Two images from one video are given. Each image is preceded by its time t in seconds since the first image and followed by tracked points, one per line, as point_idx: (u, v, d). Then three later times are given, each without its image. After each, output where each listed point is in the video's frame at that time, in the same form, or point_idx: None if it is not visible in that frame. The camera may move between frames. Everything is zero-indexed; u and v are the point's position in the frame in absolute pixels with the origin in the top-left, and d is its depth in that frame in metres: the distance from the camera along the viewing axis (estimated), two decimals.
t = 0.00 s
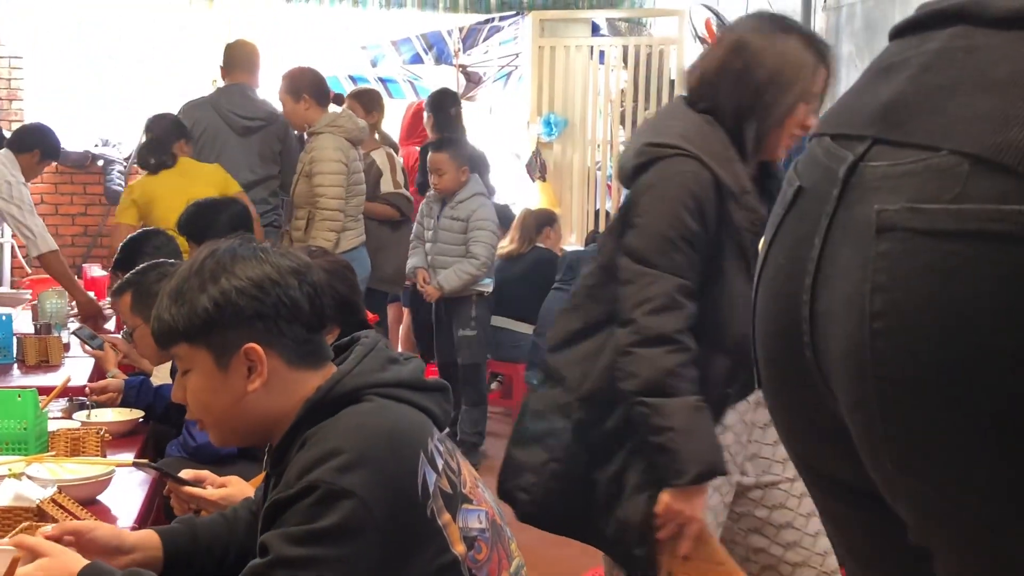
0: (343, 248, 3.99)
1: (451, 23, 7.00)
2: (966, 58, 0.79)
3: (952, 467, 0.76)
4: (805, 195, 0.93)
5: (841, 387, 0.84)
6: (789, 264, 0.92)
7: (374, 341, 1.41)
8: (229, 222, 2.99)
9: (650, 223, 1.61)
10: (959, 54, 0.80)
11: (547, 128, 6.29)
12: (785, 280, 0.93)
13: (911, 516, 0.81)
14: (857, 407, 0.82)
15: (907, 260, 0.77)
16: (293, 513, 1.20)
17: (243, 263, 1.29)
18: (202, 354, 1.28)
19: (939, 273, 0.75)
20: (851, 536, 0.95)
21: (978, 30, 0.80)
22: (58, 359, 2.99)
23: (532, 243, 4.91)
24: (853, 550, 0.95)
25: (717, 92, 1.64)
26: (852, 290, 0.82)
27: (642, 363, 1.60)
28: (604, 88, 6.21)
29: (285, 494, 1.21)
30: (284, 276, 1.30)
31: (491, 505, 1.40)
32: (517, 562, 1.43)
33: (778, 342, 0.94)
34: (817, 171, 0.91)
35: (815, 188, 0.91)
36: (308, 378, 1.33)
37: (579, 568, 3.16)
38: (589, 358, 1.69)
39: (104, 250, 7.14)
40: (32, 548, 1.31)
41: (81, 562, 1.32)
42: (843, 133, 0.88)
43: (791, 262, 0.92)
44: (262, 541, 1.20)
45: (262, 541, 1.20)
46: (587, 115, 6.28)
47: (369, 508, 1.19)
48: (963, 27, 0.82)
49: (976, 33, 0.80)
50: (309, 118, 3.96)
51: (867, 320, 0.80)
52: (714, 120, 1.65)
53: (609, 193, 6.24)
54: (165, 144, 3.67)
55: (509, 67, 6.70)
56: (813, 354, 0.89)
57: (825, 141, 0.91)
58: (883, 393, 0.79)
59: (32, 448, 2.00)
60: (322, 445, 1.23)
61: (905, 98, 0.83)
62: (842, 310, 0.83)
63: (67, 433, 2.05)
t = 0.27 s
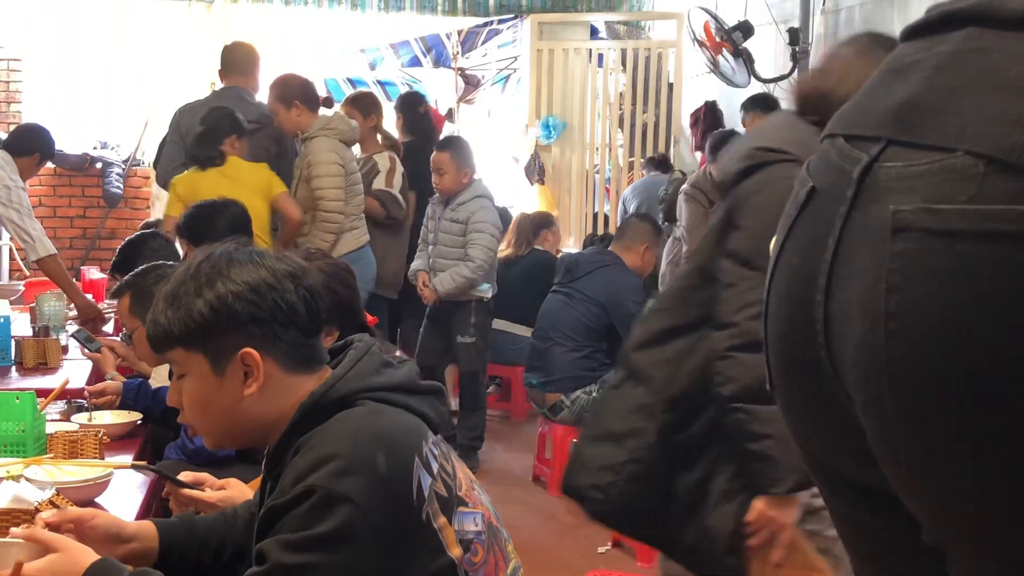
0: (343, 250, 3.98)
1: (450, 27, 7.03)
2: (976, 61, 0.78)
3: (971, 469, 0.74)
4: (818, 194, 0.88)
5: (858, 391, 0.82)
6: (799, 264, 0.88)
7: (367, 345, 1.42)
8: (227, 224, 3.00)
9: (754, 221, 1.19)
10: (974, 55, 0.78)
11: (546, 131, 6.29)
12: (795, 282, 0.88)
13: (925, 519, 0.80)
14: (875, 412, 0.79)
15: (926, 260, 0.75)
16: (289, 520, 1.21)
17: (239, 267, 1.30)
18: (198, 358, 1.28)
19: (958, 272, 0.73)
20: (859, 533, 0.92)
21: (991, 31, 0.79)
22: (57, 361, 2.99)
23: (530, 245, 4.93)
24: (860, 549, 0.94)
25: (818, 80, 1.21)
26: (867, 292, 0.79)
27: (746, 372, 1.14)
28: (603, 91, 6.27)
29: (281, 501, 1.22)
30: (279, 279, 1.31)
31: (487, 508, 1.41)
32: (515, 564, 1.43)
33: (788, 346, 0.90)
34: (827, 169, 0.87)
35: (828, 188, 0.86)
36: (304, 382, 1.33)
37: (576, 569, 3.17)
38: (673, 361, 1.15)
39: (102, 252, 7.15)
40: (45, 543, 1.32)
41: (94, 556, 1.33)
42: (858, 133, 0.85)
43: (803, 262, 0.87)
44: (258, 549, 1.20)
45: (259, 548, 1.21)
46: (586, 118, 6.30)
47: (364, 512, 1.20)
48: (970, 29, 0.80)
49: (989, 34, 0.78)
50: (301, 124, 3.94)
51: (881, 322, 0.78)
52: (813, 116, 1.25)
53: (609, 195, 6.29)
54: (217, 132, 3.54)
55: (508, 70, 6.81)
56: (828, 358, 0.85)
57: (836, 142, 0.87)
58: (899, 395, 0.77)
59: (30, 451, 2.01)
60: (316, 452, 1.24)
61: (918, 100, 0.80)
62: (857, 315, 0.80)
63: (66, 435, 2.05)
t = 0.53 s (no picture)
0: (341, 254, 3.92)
1: (450, 28, 7.05)
2: (995, 62, 0.68)
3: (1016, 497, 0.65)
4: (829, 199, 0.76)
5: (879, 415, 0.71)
6: (811, 278, 0.76)
7: (354, 348, 1.43)
8: (227, 225, 3.00)
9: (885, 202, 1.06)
10: (988, 59, 0.69)
11: (545, 131, 6.30)
12: (805, 298, 0.77)
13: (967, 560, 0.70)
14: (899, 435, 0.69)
15: (951, 269, 0.66)
16: (282, 529, 1.20)
17: (229, 272, 1.31)
18: (187, 362, 1.29)
19: (990, 282, 0.64)
20: None
21: (1010, 32, 0.69)
22: (55, 362, 3.00)
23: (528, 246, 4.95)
24: None
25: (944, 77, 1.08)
26: (883, 302, 0.69)
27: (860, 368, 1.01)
28: (603, 92, 6.28)
29: (272, 510, 1.21)
30: (270, 283, 1.32)
31: (479, 507, 1.42)
32: (508, 561, 1.45)
33: (801, 368, 0.79)
34: (837, 171, 0.76)
35: (841, 196, 0.75)
36: (294, 385, 1.35)
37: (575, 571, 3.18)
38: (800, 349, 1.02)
39: (101, 252, 7.17)
40: (65, 536, 1.33)
41: (113, 547, 1.34)
42: (872, 140, 0.74)
43: (814, 275, 0.76)
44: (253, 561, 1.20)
45: (254, 558, 1.20)
46: (586, 119, 6.32)
47: (356, 516, 1.21)
48: (985, 32, 0.71)
49: (999, 38, 0.69)
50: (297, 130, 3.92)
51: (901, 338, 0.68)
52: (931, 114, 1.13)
53: (608, 196, 6.28)
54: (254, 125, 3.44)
55: (507, 71, 6.83)
56: (846, 384, 0.74)
57: (848, 148, 0.76)
58: (927, 423, 0.67)
59: (28, 450, 2.01)
60: (306, 457, 1.24)
61: (932, 106, 0.70)
62: (872, 336, 0.70)
63: (65, 435, 2.06)
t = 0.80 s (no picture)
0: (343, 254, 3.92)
1: (450, 28, 7.04)
2: (992, 69, 0.71)
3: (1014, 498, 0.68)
4: (832, 209, 0.81)
5: (878, 419, 0.75)
6: (816, 288, 0.80)
7: (340, 350, 1.44)
8: (227, 224, 3.00)
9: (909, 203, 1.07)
10: (985, 63, 0.72)
11: (545, 131, 6.32)
12: (811, 307, 0.81)
13: (971, 565, 0.72)
14: (900, 438, 0.72)
15: (943, 276, 0.69)
16: (278, 536, 1.21)
17: (213, 278, 1.32)
18: (174, 369, 1.30)
19: (981, 288, 0.67)
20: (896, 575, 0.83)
21: (1004, 35, 0.72)
22: (55, 361, 3.01)
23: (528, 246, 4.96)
24: None
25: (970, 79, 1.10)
26: (880, 310, 0.73)
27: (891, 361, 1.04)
28: (602, 91, 6.29)
29: (267, 517, 1.22)
30: (252, 289, 1.32)
31: (473, 504, 1.43)
32: (503, 557, 1.46)
33: (809, 376, 0.83)
34: (840, 183, 0.80)
35: (840, 208, 0.79)
36: (282, 390, 1.35)
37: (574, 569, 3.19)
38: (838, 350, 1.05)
39: (102, 251, 7.18)
40: (82, 530, 1.34)
41: (127, 542, 1.35)
42: (868, 149, 0.78)
43: (818, 286, 0.80)
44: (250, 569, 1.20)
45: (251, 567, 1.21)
46: (586, 118, 6.32)
47: (352, 519, 1.22)
48: (982, 34, 0.74)
49: (997, 40, 0.72)
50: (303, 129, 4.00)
51: (899, 345, 0.71)
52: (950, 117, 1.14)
53: (608, 196, 6.30)
54: (271, 123, 3.44)
55: (507, 70, 6.80)
56: (848, 393, 0.78)
57: (847, 158, 0.80)
58: (927, 426, 0.70)
59: (29, 449, 2.02)
60: (299, 463, 1.26)
61: (930, 110, 0.74)
62: (872, 345, 0.74)
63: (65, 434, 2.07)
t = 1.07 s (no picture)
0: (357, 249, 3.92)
1: (450, 27, 7.03)
2: (1006, 66, 0.72)
3: None
4: (834, 212, 0.81)
5: (898, 422, 0.75)
6: (822, 288, 0.81)
7: (333, 351, 1.44)
8: (229, 224, 3.00)
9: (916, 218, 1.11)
10: (1001, 62, 0.73)
11: (545, 130, 6.31)
12: (816, 309, 0.81)
13: (989, 563, 0.74)
14: (921, 439, 0.73)
15: (967, 286, 0.70)
16: (277, 539, 1.21)
17: (199, 286, 1.32)
18: (165, 379, 1.30)
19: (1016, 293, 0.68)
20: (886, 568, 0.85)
21: (1013, 33, 0.73)
22: (57, 361, 3.01)
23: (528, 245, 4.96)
24: None
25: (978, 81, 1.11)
26: (902, 314, 0.74)
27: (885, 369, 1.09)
28: (602, 91, 6.30)
29: (264, 520, 1.22)
30: (239, 294, 1.32)
31: (469, 502, 1.44)
32: (501, 555, 1.47)
33: (810, 376, 0.83)
34: (844, 185, 0.81)
35: (847, 212, 0.80)
36: (274, 393, 1.36)
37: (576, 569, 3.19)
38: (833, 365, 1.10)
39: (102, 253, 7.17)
40: (86, 533, 1.34)
41: (131, 544, 1.35)
42: (874, 149, 0.79)
43: (825, 287, 0.80)
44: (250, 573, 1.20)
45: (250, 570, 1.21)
46: (586, 118, 6.33)
47: (350, 520, 1.22)
48: (991, 32, 0.75)
49: (1010, 38, 0.73)
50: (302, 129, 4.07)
51: (923, 352, 0.72)
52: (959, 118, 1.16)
53: (609, 195, 6.32)
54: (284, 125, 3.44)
55: (508, 70, 6.83)
56: (857, 395, 0.79)
57: (850, 158, 0.81)
58: (947, 429, 0.72)
59: (31, 450, 2.03)
60: (294, 465, 1.26)
61: (942, 111, 0.75)
62: (892, 350, 0.74)
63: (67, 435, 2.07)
